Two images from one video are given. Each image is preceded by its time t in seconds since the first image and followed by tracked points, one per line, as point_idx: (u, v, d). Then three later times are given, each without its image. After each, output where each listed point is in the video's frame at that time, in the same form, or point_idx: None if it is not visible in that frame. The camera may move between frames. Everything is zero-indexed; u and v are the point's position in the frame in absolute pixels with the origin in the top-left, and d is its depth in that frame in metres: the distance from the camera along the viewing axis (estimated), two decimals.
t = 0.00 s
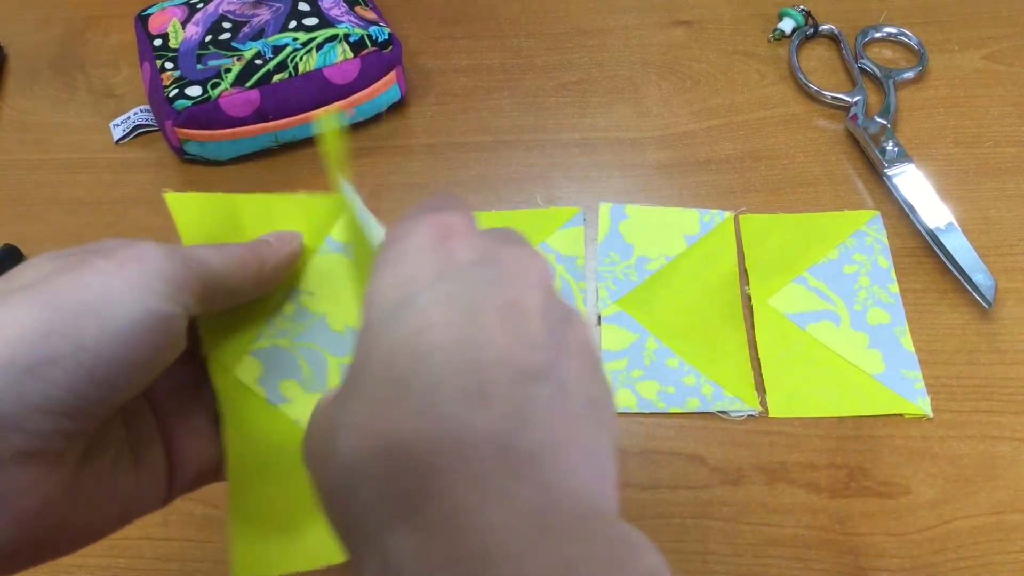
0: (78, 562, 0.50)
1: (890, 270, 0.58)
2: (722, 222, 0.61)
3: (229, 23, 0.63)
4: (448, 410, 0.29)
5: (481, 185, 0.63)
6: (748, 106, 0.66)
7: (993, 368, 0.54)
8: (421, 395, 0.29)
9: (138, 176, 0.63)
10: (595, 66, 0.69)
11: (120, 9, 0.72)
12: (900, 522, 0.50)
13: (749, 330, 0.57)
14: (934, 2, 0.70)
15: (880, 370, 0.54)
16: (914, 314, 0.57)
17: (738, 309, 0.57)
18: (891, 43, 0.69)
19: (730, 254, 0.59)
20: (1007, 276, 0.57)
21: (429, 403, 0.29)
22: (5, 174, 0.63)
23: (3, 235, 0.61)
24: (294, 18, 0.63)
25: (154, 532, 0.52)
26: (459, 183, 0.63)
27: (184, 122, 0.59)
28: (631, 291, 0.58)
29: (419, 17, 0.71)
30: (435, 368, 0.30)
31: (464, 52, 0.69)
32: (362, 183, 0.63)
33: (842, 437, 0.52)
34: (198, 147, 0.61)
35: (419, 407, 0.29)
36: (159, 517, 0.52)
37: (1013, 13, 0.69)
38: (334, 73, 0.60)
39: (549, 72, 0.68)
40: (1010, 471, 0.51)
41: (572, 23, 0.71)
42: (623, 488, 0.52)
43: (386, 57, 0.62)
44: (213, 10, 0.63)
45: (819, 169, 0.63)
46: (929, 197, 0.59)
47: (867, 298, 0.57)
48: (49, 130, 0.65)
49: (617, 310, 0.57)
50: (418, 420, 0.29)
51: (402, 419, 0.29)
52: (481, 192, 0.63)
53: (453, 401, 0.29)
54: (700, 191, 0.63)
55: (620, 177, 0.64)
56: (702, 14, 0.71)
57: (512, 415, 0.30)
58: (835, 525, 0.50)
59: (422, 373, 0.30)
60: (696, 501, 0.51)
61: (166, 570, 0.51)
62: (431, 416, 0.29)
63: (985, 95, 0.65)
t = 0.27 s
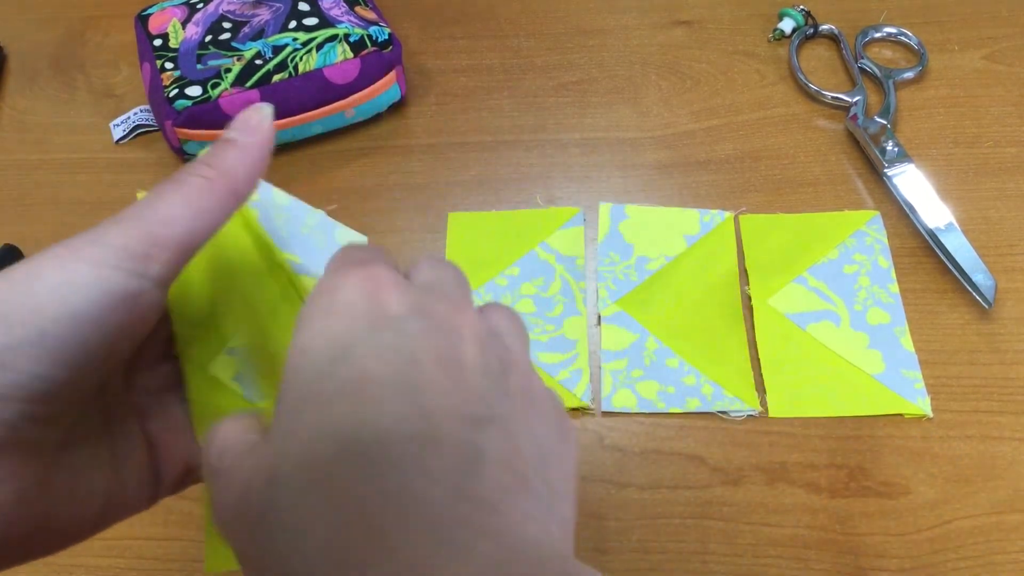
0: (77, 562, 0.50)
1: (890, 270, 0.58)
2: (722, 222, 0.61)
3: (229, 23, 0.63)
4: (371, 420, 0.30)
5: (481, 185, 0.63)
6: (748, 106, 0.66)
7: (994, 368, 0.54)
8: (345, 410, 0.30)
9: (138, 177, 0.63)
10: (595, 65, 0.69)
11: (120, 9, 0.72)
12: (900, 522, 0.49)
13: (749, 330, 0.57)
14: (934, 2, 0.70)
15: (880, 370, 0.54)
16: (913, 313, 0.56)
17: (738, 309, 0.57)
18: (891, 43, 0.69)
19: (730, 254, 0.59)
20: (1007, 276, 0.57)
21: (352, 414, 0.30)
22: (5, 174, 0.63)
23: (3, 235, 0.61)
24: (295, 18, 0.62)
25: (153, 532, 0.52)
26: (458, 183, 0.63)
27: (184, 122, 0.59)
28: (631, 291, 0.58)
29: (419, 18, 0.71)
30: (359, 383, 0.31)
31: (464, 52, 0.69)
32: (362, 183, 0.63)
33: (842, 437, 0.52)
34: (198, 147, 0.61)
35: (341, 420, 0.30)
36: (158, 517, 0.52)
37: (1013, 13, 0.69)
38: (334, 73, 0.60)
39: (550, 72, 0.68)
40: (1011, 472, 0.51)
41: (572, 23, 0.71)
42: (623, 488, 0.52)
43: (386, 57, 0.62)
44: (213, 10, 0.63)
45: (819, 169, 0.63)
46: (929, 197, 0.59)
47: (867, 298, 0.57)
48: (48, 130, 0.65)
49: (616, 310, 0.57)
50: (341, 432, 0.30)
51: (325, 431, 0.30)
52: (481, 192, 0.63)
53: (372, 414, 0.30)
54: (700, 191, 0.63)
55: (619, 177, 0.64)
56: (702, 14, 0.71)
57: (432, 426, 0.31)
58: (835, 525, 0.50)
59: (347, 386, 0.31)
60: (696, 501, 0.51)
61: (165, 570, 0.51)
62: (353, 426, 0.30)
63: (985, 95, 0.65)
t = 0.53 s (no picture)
0: (77, 562, 0.50)
1: (890, 270, 0.58)
2: (722, 222, 0.61)
3: (229, 23, 0.63)
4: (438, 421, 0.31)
5: (481, 185, 0.63)
6: (748, 106, 0.66)
7: (993, 368, 0.54)
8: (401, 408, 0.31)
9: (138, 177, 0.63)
10: (595, 66, 0.69)
11: (120, 9, 0.72)
12: (900, 522, 0.49)
13: (749, 330, 0.57)
14: (934, 2, 0.70)
15: (880, 370, 0.54)
16: (913, 314, 0.57)
17: (738, 309, 0.57)
18: (891, 43, 0.69)
19: (730, 254, 0.59)
20: (1008, 276, 0.57)
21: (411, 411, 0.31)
22: (5, 174, 0.64)
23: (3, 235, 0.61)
24: (295, 18, 0.62)
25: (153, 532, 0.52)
26: (459, 183, 0.63)
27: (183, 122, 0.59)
28: (631, 291, 0.58)
29: (419, 18, 0.71)
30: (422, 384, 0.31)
31: (464, 52, 0.69)
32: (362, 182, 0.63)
33: (842, 437, 0.52)
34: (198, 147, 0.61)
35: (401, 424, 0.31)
36: (159, 517, 0.52)
37: (1013, 13, 0.69)
38: (335, 73, 0.60)
39: (549, 73, 0.68)
40: (1011, 472, 0.51)
41: (572, 23, 0.71)
42: (623, 488, 0.52)
43: (386, 57, 0.62)
44: (213, 10, 0.63)
45: (819, 169, 0.63)
46: (929, 197, 0.59)
47: (867, 298, 0.57)
48: (48, 130, 0.65)
49: (617, 310, 0.57)
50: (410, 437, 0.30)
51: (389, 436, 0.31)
52: (481, 192, 0.63)
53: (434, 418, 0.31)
54: (700, 191, 0.63)
55: (619, 177, 0.64)
56: (702, 14, 0.71)
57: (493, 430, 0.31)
58: (836, 526, 0.50)
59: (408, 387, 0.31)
60: (696, 501, 0.51)
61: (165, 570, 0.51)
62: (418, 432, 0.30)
63: (985, 95, 0.65)
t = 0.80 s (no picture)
0: (77, 562, 0.50)
1: (890, 270, 0.58)
2: (722, 222, 0.61)
3: (229, 23, 0.63)
4: (471, 460, 0.34)
5: (481, 185, 0.63)
6: (748, 107, 0.66)
7: (993, 369, 0.54)
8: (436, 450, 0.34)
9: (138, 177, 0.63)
10: (595, 66, 0.69)
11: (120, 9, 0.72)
12: (900, 522, 0.49)
13: (749, 330, 0.57)
14: (934, 2, 0.70)
15: (880, 370, 0.54)
16: (913, 314, 0.57)
17: (737, 309, 0.57)
18: (891, 43, 0.69)
19: (729, 254, 0.59)
20: (1008, 276, 0.57)
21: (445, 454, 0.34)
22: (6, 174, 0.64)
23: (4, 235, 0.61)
24: (295, 18, 0.62)
25: (153, 532, 0.52)
26: (459, 183, 0.63)
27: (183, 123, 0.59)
28: (631, 291, 0.58)
29: (419, 18, 0.71)
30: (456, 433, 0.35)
31: (464, 52, 0.69)
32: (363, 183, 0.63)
33: (842, 437, 0.52)
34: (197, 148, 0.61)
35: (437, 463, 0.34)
36: (159, 517, 0.52)
37: (1013, 13, 0.69)
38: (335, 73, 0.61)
39: (550, 73, 0.68)
40: (1011, 472, 0.51)
41: (572, 23, 0.71)
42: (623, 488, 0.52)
43: (386, 57, 0.62)
44: (213, 10, 0.63)
45: (819, 169, 0.63)
46: (929, 197, 0.59)
47: (867, 298, 0.57)
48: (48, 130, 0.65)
49: (617, 310, 0.57)
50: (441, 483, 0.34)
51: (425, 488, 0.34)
52: (481, 192, 0.63)
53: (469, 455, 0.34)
54: (700, 191, 0.63)
55: (620, 177, 0.64)
56: (702, 14, 0.71)
57: (527, 461, 0.34)
58: (836, 526, 0.50)
59: (441, 434, 0.35)
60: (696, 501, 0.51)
61: (165, 570, 0.51)
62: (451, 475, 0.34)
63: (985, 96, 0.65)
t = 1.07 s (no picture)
0: (77, 562, 0.50)
1: (890, 270, 0.58)
2: (722, 222, 0.61)
3: (229, 23, 0.63)
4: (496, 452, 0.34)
5: (481, 185, 0.63)
6: (748, 106, 0.66)
7: (993, 369, 0.54)
8: (459, 446, 0.35)
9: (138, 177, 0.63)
10: (595, 66, 0.69)
11: (120, 9, 0.72)
12: (900, 522, 0.49)
13: (749, 330, 0.57)
14: (934, 2, 0.70)
15: (880, 370, 0.54)
16: (913, 314, 0.57)
17: (737, 309, 0.57)
18: (891, 43, 0.69)
19: (729, 254, 0.59)
20: (1008, 276, 0.57)
21: (468, 450, 0.34)
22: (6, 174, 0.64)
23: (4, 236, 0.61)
24: (295, 18, 0.62)
25: (152, 532, 0.52)
26: (459, 183, 0.63)
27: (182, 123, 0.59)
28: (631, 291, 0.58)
29: (419, 17, 0.71)
30: (480, 424, 0.35)
31: (464, 52, 0.69)
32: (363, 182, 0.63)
33: (842, 437, 0.52)
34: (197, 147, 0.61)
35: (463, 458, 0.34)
36: (159, 517, 0.52)
37: (1013, 13, 0.69)
38: (335, 73, 0.60)
39: (549, 73, 0.68)
40: (1011, 472, 0.51)
41: (572, 23, 0.71)
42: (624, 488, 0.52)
43: (386, 57, 0.61)
44: (213, 10, 0.63)
45: (819, 169, 0.63)
46: (929, 197, 0.59)
47: (867, 298, 0.57)
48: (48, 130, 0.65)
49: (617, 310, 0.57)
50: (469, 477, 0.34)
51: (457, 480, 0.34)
52: (481, 192, 0.63)
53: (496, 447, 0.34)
54: (700, 191, 0.63)
55: (620, 177, 0.64)
56: (702, 14, 0.71)
57: (549, 452, 0.33)
58: (836, 526, 0.50)
59: (464, 430, 0.35)
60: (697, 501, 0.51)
61: (165, 570, 0.50)
62: (479, 467, 0.34)
63: (984, 96, 0.65)
